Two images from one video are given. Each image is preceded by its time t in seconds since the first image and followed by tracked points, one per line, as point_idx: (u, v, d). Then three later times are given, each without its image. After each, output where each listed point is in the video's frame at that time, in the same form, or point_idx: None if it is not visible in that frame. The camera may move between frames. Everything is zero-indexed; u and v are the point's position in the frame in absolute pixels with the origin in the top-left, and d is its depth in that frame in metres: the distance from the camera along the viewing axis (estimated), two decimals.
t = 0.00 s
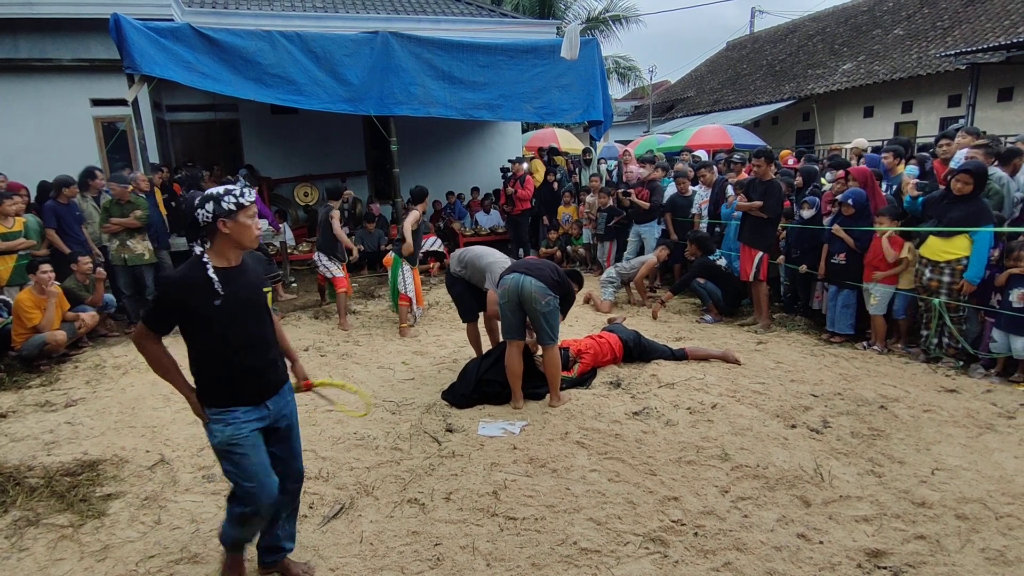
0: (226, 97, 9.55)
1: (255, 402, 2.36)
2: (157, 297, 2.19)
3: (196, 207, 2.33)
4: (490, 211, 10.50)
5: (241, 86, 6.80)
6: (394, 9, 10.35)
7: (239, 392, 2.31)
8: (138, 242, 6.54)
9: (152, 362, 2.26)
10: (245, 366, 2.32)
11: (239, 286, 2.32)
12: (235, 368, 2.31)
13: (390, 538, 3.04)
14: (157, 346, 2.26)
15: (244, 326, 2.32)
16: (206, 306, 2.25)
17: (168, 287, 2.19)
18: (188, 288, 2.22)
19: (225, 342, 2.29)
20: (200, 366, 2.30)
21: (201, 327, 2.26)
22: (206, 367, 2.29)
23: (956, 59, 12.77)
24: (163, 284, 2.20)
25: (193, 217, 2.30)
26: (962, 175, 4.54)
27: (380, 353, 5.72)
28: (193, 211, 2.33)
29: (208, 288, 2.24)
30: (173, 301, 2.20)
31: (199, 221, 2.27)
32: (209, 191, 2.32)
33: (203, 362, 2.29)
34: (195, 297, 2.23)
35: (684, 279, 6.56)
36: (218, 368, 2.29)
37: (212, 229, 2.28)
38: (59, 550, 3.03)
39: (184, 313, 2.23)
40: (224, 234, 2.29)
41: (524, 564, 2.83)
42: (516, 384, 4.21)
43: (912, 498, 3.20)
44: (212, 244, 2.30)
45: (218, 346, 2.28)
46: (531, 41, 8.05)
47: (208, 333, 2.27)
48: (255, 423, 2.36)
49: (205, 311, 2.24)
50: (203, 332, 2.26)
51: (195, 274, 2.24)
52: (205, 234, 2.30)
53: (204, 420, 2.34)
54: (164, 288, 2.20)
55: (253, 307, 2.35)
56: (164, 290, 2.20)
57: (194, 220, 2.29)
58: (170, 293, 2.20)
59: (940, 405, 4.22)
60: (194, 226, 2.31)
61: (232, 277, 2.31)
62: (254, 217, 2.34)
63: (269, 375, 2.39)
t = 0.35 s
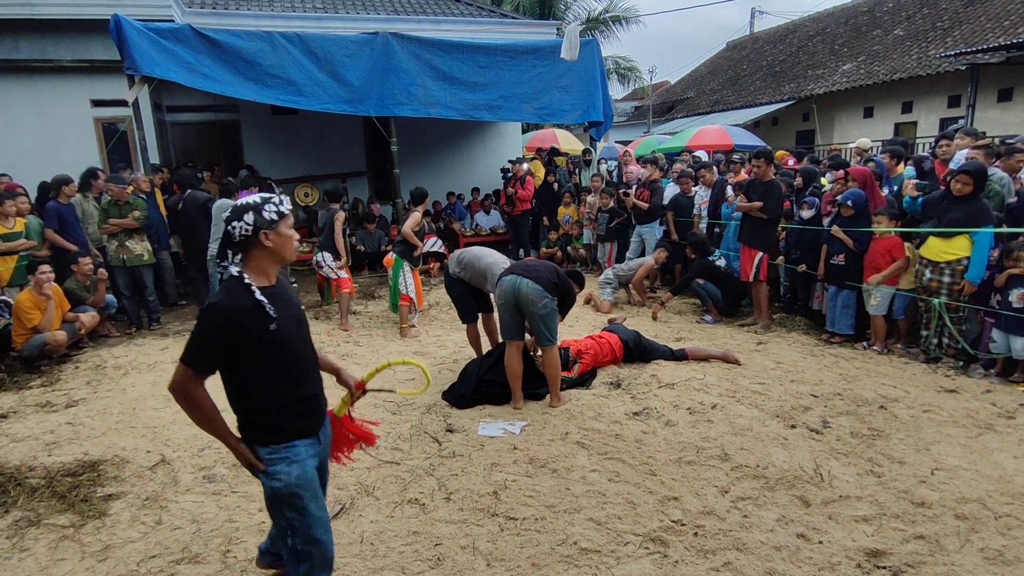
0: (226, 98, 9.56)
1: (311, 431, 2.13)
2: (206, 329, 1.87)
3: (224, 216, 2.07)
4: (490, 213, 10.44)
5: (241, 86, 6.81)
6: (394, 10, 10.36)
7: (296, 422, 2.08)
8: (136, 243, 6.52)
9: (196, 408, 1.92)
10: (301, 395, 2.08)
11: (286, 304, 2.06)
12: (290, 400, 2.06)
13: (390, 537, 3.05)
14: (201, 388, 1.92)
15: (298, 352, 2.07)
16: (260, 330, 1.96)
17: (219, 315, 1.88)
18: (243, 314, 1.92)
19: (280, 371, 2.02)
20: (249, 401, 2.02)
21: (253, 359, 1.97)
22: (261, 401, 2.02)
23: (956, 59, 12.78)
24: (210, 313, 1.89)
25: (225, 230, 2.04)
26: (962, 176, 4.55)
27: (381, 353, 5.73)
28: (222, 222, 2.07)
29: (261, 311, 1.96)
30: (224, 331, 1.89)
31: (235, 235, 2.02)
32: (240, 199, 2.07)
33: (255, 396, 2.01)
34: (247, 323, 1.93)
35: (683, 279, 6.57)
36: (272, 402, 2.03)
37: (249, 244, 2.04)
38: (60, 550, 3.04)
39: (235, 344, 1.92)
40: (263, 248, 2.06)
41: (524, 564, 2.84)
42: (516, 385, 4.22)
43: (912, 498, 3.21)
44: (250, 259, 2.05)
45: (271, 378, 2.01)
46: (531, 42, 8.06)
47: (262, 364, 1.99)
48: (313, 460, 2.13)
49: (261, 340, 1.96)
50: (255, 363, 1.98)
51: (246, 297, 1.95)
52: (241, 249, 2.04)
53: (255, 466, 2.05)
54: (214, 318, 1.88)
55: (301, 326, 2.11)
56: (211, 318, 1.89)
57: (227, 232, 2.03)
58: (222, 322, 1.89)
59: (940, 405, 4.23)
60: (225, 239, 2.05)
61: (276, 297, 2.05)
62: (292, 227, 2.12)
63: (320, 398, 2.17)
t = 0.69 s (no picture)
0: (226, 98, 9.57)
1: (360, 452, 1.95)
2: (273, 335, 1.70)
3: (288, 212, 1.92)
4: (490, 213, 10.41)
5: (241, 86, 6.81)
6: (394, 10, 10.36)
7: (347, 443, 1.90)
8: (136, 243, 6.54)
9: (248, 420, 1.73)
10: (355, 412, 1.92)
11: (350, 312, 1.91)
12: (345, 418, 1.89)
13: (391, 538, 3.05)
14: (257, 400, 1.73)
15: (356, 365, 1.91)
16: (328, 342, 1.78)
17: (288, 321, 1.71)
18: (314, 324, 1.75)
19: (340, 385, 1.86)
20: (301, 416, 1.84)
21: (316, 371, 1.79)
22: (315, 418, 1.85)
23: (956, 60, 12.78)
24: (279, 316, 1.71)
25: (291, 227, 1.90)
26: (961, 176, 4.56)
27: (381, 353, 5.73)
28: (285, 217, 1.93)
29: (332, 320, 1.79)
30: (291, 341, 1.71)
31: (303, 233, 1.89)
32: (305, 194, 1.93)
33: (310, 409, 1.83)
34: (315, 333, 1.75)
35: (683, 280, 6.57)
36: (326, 418, 1.86)
37: (317, 242, 1.91)
38: (61, 551, 3.04)
39: (302, 354, 1.75)
40: (331, 246, 1.94)
41: (524, 564, 2.84)
42: (516, 386, 4.23)
43: (912, 498, 3.21)
44: (318, 259, 1.91)
45: (329, 392, 1.84)
46: (531, 42, 8.06)
47: (322, 376, 1.81)
48: (358, 486, 1.95)
49: (328, 352, 1.79)
50: (315, 376, 1.80)
51: (317, 304, 1.78)
52: (306, 248, 1.91)
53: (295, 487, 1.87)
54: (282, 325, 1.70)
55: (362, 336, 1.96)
56: (277, 323, 1.71)
57: (293, 229, 1.90)
58: (292, 329, 1.71)
59: (940, 405, 4.23)
60: (290, 236, 1.91)
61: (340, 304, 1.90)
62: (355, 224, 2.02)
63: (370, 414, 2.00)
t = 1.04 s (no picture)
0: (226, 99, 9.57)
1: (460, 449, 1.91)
2: (383, 333, 1.64)
3: (382, 202, 1.84)
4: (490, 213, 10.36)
5: (241, 87, 6.81)
6: (394, 11, 10.36)
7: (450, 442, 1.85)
8: (136, 243, 6.56)
9: (363, 428, 1.65)
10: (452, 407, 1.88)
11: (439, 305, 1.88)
12: (444, 414, 1.84)
13: (391, 538, 3.05)
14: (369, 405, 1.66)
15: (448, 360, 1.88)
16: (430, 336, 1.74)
17: (397, 318, 1.65)
18: (418, 318, 1.70)
19: (439, 380, 1.82)
20: (404, 420, 1.76)
21: (421, 368, 1.75)
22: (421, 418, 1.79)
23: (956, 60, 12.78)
24: (387, 314, 1.65)
25: (386, 219, 1.83)
26: (962, 176, 4.55)
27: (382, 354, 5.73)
28: (378, 207, 1.84)
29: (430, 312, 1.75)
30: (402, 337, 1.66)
31: (400, 227, 1.82)
32: (399, 184, 1.86)
33: (413, 412, 1.77)
34: (420, 327, 1.70)
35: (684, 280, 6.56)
36: (429, 420, 1.80)
37: (411, 237, 1.86)
38: (61, 551, 3.04)
39: (410, 352, 1.69)
40: (422, 241, 1.89)
41: (524, 565, 2.84)
42: (517, 386, 4.23)
43: (913, 498, 3.21)
44: (411, 253, 1.87)
45: (431, 389, 1.80)
46: (531, 43, 8.06)
47: (426, 372, 1.77)
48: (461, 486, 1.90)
49: (430, 346, 1.74)
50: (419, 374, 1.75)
51: (414, 297, 1.74)
52: (399, 242, 1.85)
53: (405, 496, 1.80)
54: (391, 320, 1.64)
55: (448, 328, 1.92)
56: (384, 320, 1.65)
57: (388, 221, 1.83)
58: (401, 326, 1.65)
59: (941, 406, 4.23)
60: (384, 228, 1.84)
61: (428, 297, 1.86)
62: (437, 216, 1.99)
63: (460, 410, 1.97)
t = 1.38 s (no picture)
0: (226, 99, 9.58)
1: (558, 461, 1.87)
2: (519, 342, 1.59)
3: (480, 210, 1.69)
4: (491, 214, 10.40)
5: (241, 87, 6.82)
6: (394, 11, 10.37)
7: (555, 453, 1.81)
8: (136, 243, 6.57)
9: (511, 453, 1.57)
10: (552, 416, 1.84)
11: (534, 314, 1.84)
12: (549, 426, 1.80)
13: (391, 538, 3.05)
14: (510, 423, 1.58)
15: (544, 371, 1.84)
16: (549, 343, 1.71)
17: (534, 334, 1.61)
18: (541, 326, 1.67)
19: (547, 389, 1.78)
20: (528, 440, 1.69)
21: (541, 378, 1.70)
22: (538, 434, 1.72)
23: (956, 60, 12.77)
24: (526, 331, 1.60)
25: (488, 228, 1.68)
26: (961, 176, 4.56)
27: (382, 354, 5.73)
28: (474, 216, 1.69)
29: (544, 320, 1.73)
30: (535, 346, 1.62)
31: (501, 236, 1.69)
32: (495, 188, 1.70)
33: (534, 428, 1.72)
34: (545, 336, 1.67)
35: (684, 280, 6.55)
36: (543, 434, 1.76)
37: (512, 245, 1.72)
38: (61, 551, 3.04)
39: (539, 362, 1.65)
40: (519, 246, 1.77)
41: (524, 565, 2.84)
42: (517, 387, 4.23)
43: (913, 498, 3.20)
44: (513, 263, 1.74)
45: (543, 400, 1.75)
46: (532, 43, 8.05)
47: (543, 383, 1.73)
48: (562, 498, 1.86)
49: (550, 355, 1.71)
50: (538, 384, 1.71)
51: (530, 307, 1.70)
52: (501, 252, 1.71)
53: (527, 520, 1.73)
54: (524, 328, 1.60)
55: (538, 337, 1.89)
56: (516, 330, 1.59)
57: (489, 231, 1.68)
58: (534, 334, 1.62)
59: (941, 406, 4.23)
60: (485, 238, 1.69)
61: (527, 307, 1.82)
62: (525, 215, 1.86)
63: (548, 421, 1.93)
